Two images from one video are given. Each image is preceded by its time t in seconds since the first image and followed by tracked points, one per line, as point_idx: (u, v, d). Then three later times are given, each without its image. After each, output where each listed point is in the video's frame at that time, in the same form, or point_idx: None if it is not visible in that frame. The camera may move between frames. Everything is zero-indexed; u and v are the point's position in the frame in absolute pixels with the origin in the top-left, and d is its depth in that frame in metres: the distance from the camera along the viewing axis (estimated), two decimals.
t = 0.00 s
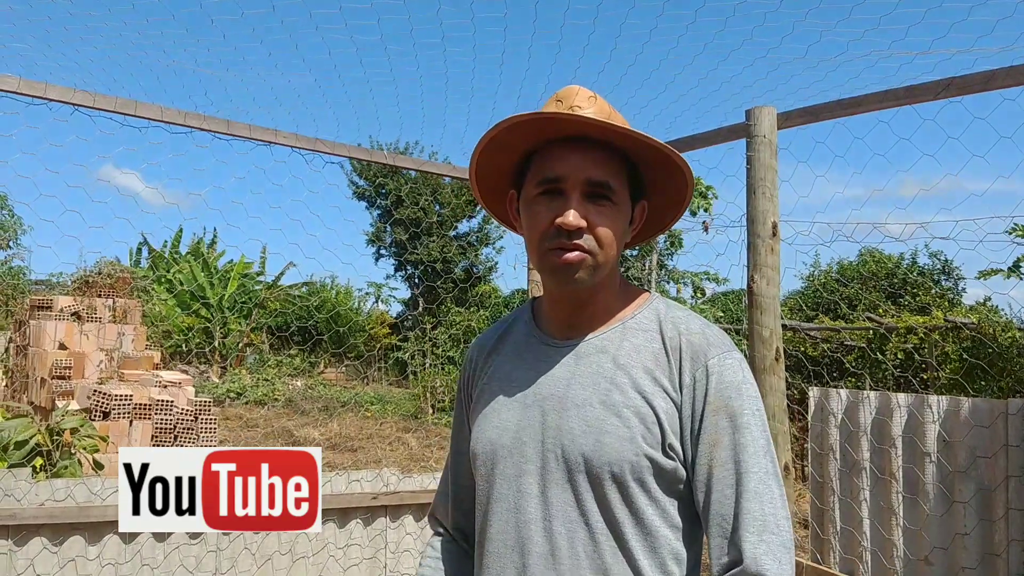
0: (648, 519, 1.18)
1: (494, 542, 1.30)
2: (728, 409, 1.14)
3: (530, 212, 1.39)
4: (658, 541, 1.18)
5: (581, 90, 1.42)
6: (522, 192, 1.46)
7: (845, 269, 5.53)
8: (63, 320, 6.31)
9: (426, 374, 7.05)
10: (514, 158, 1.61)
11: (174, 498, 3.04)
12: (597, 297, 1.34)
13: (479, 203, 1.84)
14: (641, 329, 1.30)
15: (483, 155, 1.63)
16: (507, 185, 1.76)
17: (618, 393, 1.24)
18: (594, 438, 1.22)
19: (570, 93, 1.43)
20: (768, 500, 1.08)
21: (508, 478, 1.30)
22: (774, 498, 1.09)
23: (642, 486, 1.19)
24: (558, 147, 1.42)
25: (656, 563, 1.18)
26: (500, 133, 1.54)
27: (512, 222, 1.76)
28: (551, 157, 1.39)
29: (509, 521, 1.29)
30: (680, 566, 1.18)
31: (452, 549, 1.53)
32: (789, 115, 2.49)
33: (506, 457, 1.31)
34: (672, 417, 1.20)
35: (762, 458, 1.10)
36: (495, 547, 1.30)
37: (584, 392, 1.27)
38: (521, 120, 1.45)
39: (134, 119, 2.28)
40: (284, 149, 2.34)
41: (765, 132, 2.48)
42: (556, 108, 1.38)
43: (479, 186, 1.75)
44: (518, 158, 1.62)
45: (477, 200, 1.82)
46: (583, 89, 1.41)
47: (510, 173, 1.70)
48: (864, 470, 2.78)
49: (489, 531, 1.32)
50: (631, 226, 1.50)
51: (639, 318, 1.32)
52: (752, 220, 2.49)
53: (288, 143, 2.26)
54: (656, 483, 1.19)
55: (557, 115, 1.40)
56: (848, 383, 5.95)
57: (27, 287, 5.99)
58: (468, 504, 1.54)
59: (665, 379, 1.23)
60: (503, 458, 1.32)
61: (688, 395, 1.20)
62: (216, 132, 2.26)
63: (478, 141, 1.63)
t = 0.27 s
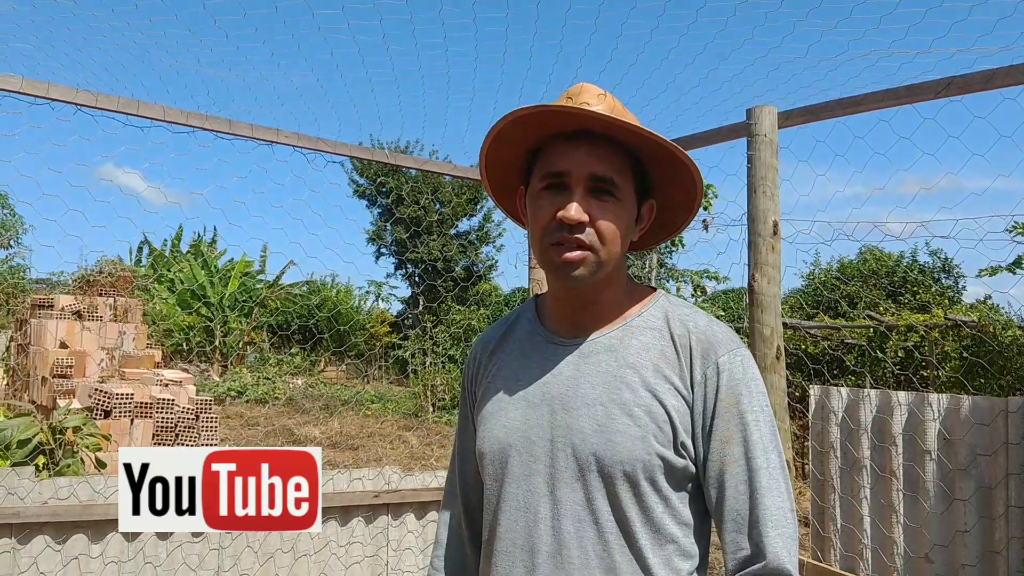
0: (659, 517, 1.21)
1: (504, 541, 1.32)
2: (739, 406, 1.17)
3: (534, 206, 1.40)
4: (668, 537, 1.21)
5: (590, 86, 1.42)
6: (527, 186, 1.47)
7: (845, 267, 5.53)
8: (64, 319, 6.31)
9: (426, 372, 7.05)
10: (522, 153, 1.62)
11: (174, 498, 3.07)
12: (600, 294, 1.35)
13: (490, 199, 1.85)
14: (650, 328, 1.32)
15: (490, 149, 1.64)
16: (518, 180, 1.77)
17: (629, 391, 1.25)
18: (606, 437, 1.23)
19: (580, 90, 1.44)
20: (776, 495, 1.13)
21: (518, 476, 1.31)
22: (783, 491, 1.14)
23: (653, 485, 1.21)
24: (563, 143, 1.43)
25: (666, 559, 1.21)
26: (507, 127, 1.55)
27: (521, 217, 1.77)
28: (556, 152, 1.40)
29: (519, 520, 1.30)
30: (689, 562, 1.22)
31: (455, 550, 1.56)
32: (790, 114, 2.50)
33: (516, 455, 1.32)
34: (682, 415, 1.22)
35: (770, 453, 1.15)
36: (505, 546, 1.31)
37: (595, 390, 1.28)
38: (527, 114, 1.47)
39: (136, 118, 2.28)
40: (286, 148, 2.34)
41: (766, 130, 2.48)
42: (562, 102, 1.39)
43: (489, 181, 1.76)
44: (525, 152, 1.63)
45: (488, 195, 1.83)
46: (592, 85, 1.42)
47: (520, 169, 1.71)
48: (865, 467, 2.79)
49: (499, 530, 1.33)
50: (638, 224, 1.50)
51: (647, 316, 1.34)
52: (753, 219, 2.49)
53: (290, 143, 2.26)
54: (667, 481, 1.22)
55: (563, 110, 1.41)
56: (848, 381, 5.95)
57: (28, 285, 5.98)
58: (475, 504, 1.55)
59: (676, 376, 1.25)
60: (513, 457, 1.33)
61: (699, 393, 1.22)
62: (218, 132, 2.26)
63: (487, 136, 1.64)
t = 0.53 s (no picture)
0: (667, 514, 1.22)
1: (516, 537, 1.34)
2: (742, 404, 1.17)
3: (544, 207, 1.41)
4: (676, 534, 1.22)
5: (600, 84, 1.41)
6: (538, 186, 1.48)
7: (850, 265, 5.53)
8: (69, 318, 6.33)
9: (430, 371, 7.07)
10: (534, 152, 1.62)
11: (174, 498, 3.01)
12: (612, 293, 1.36)
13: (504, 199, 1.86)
14: (659, 326, 1.32)
15: (500, 148, 1.65)
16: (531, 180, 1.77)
17: (637, 389, 1.26)
18: (613, 435, 1.24)
19: (591, 88, 1.42)
20: (775, 496, 1.13)
21: (528, 474, 1.34)
22: (780, 491, 1.15)
23: (661, 482, 1.22)
24: (573, 143, 1.43)
25: (674, 556, 1.22)
26: (517, 128, 1.56)
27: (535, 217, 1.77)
28: (567, 153, 1.41)
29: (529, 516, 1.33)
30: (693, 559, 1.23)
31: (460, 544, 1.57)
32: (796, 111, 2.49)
33: (525, 453, 1.35)
34: (689, 413, 1.23)
35: (769, 453, 1.15)
36: (517, 541, 1.34)
37: (602, 388, 1.29)
38: (536, 114, 1.46)
39: (142, 117, 2.28)
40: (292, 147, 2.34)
41: (772, 128, 2.48)
42: (571, 103, 1.39)
43: (502, 182, 1.77)
44: (535, 152, 1.63)
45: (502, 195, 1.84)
46: (601, 84, 1.41)
47: (532, 168, 1.71)
48: (872, 466, 2.79)
49: (511, 526, 1.36)
50: (651, 223, 1.50)
51: (657, 313, 1.34)
52: (759, 217, 2.49)
53: (295, 142, 2.26)
54: (676, 479, 1.23)
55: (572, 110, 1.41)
56: (853, 378, 5.96)
57: (33, 285, 6.00)
58: (485, 501, 1.56)
59: (683, 374, 1.25)
60: (522, 454, 1.35)
61: (704, 390, 1.22)
62: (224, 131, 2.26)
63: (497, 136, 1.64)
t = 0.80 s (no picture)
0: (677, 509, 1.22)
1: (525, 531, 1.34)
2: (759, 400, 1.17)
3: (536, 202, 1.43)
4: (687, 529, 1.22)
5: (593, 78, 1.40)
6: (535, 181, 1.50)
7: (856, 261, 5.52)
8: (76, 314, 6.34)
9: (435, 367, 7.07)
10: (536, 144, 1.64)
11: (174, 498, 3.02)
12: (607, 286, 1.36)
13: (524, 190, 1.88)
14: (669, 320, 1.32)
15: (505, 142, 1.67)
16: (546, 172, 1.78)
17: (649, 383, 1.26)
18: (623, 430, 1.25)
19: (588, 82, 1.42)
20: (798, 491, 1.13)
21: (537, 468, 1.34)
22: (805, 486, 1.14)
23: (672, 477, 1.22)
24: (563, 136, 1.44)
25: (685, 551, 1.22)
26: (515, 122, 1.58)
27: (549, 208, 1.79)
28: (555, 147, 1.42)
29: (539, 511, 1.32)
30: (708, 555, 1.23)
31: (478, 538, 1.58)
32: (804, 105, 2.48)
33: (535, 447, 1.35)
34: (702, 408, 1.22)
35: (791, 448, 1.15)
36: (526, 535, 1.34)
37: (615, 383, 1.29)
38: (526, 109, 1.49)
39: (149, 112, 2.28)
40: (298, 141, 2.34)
41: (780, 121, 2.47)
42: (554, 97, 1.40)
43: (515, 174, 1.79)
44: (539, 145, 1.65)
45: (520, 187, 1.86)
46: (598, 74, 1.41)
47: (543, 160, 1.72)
48: (879, 461, 2.77)
49: (520, 521, 1.35)
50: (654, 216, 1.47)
51: (668, 308, 1.34)
52: (767, 211, 2.48)
53: (302, 136, 2.26)
54: (687, 474, 1.22)
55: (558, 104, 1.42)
56: (860, 374, 5.94)
57: (40, 281, 6.01)
58: (496, 495, 1.57)
59: (696, 369, 1.24)
60: (532, 448, 1.35)
61: (719, 385, 1.22)
62: (230, 125, 2.26)
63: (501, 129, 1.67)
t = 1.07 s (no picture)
0: (688, 504, 1.22)
1: (534, 527, 1.33)
2: (773, 395, 1.17)
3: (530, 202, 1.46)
4: (698, 525, 1.22)
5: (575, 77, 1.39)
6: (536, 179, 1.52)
7: (865, 258, 5.49)
8: (85, 311, 6.38)
9: (443, 364, 7.08)
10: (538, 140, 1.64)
11: (174, 498, 3.08)
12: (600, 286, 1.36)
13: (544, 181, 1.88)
14: (678, 316, 1.31)
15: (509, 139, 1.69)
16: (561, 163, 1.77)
17: (661, 379, 1.26)
18: (635, 425, 1.24)
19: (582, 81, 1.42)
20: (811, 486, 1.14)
21: (546, 464, 1.34)
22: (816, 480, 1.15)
23: (683, 473, 1.22)
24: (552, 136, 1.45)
25: (696, 546, 1.22)
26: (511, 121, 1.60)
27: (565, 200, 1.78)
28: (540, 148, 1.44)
29: (548, 507, 1.32)
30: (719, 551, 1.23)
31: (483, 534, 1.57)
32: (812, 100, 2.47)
33: (545, 443, 1.35)
34: (714, 404, 1.22)
35: (802, 443, 1.16)
36: (535, 531, 1.33)
37: (626, 379, 1.29)
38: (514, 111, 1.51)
39: (156, 109, 2.29)
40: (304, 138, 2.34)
41: (787, 117, 2.46)
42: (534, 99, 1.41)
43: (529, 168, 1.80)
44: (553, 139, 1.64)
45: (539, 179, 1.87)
46: (586, 71, 1.40)
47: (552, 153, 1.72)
48: (887, 458, 2.76)
49: (529, 517, 1.35)
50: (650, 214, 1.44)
51: (678, 302, 1.33)
52: (774, 207, 2.47)
53: (308, 133, 2.26)
54: (698, 470, 1.22)
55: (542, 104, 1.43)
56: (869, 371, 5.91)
57: (50, 278, 6.05)
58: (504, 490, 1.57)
59: (708, 364, 1.24)
60: (541, 444, 1.35)
61: (731, 381, 1.22)
62: (237, 122, 2.26)
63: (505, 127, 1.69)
